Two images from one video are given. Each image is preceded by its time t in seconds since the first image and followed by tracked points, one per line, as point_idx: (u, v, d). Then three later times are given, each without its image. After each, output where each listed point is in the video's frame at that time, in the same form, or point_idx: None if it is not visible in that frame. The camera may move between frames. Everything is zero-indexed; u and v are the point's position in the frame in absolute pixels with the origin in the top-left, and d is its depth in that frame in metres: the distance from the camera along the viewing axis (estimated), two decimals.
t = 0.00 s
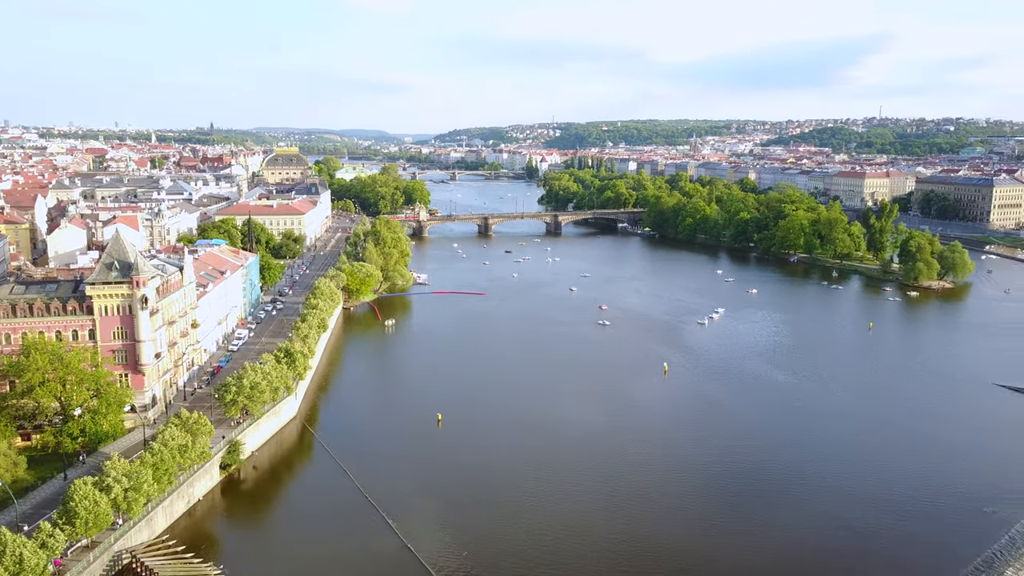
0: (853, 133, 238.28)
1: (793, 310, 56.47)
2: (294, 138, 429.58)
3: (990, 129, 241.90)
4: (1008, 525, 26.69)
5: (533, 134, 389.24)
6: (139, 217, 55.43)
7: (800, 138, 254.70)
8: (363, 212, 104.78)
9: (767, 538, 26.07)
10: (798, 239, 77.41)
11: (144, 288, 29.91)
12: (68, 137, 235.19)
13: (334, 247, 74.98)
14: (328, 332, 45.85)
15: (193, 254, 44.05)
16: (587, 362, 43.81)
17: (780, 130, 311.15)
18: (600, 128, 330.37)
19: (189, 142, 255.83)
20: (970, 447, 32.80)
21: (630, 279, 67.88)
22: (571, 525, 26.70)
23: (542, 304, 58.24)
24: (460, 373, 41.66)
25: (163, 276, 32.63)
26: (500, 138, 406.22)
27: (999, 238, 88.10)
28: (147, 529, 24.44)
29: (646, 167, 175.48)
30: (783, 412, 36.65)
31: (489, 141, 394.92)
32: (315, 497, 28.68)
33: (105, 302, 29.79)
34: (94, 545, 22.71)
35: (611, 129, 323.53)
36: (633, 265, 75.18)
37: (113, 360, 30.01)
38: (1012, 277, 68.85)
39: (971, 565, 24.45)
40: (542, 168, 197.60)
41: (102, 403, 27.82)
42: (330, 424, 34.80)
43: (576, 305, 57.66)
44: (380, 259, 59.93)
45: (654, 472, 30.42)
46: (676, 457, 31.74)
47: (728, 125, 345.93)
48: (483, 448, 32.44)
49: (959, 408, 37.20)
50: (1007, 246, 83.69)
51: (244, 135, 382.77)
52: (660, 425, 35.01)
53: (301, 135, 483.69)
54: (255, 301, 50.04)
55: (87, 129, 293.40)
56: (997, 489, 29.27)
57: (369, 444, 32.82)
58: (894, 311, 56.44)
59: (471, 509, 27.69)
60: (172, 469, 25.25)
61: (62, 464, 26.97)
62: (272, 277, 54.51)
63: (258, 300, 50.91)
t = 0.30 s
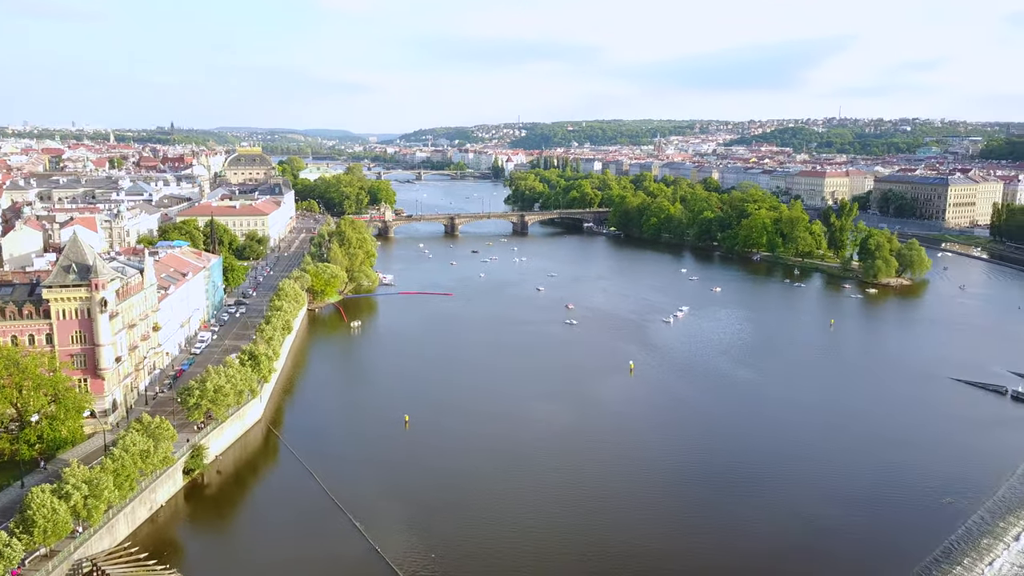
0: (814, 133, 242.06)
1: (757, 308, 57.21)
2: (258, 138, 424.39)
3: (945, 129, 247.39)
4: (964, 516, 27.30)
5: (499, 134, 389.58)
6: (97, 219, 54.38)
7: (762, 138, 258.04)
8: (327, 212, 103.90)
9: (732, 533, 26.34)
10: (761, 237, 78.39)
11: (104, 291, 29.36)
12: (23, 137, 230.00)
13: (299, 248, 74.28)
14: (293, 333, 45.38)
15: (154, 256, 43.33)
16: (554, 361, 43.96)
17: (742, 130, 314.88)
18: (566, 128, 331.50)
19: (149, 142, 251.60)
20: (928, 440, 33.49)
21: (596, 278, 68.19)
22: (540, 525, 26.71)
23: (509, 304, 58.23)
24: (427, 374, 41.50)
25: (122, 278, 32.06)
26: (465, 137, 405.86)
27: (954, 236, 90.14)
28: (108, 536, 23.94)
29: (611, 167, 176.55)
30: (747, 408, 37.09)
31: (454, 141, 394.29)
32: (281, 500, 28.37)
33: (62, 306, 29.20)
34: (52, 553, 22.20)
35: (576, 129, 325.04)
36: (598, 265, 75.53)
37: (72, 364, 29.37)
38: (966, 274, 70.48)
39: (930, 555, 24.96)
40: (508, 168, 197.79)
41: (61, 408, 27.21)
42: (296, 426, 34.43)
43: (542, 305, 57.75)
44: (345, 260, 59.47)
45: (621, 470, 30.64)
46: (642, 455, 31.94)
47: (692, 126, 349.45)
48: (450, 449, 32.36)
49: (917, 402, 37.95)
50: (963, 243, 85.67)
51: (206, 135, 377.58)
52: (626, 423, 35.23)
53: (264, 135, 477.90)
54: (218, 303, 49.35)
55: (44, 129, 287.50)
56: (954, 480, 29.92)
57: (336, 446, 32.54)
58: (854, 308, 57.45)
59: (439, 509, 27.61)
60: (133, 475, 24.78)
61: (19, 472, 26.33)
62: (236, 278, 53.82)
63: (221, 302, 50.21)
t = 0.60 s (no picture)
0: (776, 133, 245.13)
1: (722, 306, 57.79)
2: (221, 138, 418.99)
3: (903, 129, 252.22)
4: (924, 508, 27.80)
5: (465, 134, 389.19)
6: (55, 220, 53.28)
7: (726, 138, 260.79)
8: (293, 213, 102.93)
9: (699, 528, 26.56)
10: (725, 236, 79.26)
11: (63, 294, 28.80)
12: None
13: (263, 249, 73.44)
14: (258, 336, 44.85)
15: (115, 258, 42.57)
16: (521, 361, 43.97)
17: (706, 130, 317.90)
18: (532, 128, 332.08)
19: (108, 142, 247.13)
20: (889, 434, 34.09)
21: (563, 278, 68.39)
22: (510, 524, 26.69)
23: (476, 304, 58.11)
24: (394, 375, 41.26)
25: (83, 280, 31.45)
26: (432, 137, 404.76)
27: (913, 234, 91.99)
28: (70, 544, 23.46)
29: (577, 167, 177.25)
30: (713, 405, 37.44)
31: (421, 141, 392.95)
32: (248, 505, 28.01)
33: (20, 310, 28.59)
34: (12, 563, 21.68)
35: (543, 129, 325.93)
36: (565, 264, 75.74)
37: (30, 370, 28.71)
38: (924, 271, 71.90)
39: (891, 547, 25.37)
40: (475, 168, 197.66)
41: (20, 414, 26.59)
42: (262, 430, 34.01)
43: (510, 305, 57.73)
44: (311, 261, 58.95)
45: (589, 468, 30.73)
46: (610, 453, 32.06)
47: (657, 126, 352.26)
48: (418, 451, 32.19)
49: (879, 398, 38.58)
50: (921, 241, 87.52)
51: (167, 134, 371.75)
52: (595, 421, 35.33)
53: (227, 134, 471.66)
54: (181, 306, 48.60)
55: None
56: (914, 473, 30.47)
57: (303, 449, 32.22)
58: (816, 305, 58.30)
59: (408, 511, 27.46)
60: (96, 481, 24.30)
61: None
62: (199, 280, 53.07)
63: (184, 304, 49.43)
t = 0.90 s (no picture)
0: (740, 133, 247.75)
1: (688, 304, 58.29)
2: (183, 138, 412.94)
3: (863, 129, 256.58)
4: (886, 501, 28.30)
5: (431, 134, 388.02)
6: (13, 223, 52.13)
7: (691, 138, 263.03)
8: (258, 213, 101.79)
9: (668, 525, 26.77)
10: (691, 235, 79.96)
11: (20, 298, 28.18)
12: None
13: (228, 250, 72.48)
14: (223, 338, 44.28)
15: (74, 261, 41.74)
16: (490, 361, 43.97)
17: (672, 130, 320.90)
18: (499, 128, 332.00)
19: (67, 142, 242.21)
20: (851, 429, 34.67)
21: (531, 277, 68.53)
22: (478, 525, 26.68)
23: (444, 304, 57.99)
24: (362, 376, 40.98)
25: (40, 284, 30.79)
26: (398, 137, 402.95)
27: (873, 232, 93.64)
28: (29, 553, 22.94)
29: (544, 167, 177.64)
30: (681, 402, 37.75)
31: (387, 141, 390.81)
32: (214, 509, 27.64)
33: None
34: None
35: (509, 129, 326.15)
36: (533, 264, 75.85)
37: None
38: (885, 268, 73.28)
39: (855, 540, 25.78)
40: (442, 168, 197.19)
41: None
42: (228, 433, 33.56)
43: (478, 305, 57.69)
44: (277, 262, 58.33)
45: (558, 467, 30.81)
46: (579, 451, 32.18)
47: (623, 125, 354.51)
48: (387, 452, 31.99)
49: (842, 394, 39.19)
50: (881, 239, 89.13)
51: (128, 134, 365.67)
52: (563, 420, 35.45)
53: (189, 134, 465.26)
54: (143, 309, 47.77)
55: None
56: (877, 467, 31.01)
57: (270, 452, 31.84)
58: (781, 303, 59.07)
59: (377, 512, 27.29)
60: (56, 488, 23.78)
61: None
62: (162, 282, 52.24)
63: (147, 307, 48.61)
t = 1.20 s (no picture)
0: (705, 133, 250.31)
1: (655, 303, 58.70)
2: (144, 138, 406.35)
3: (825, 129, 260.74)
4: (849, 495, 28.75)
5: (398, 134, 386.41)
6: None
7: (657, 138, 264.81)
8: (222, 214, 100.57)
9: (637, 522, 26.95)
10: (657, 235, 80.63)
11: None
12: None
13: (192, 252, 71.50)
14: (188, 341, 43.66)
15: (33, 264, 40.87)
16: (458, 361, 43.93)
17: (638, 130, 323.16)
18: (466, 128, 331.58)
19: (24, 142, 237.03)
20: (815, 425, 35.21)
21: (499, 277, 68.57)
22: (448, 525, 26.64)
23: (412, 304, 57.81)
24: (329, 378, 40.69)
25: None
26: (364, 136, 400.77)
27: (835, 230, 95.15)
28: None
29: (511, 167, 177.82)
30: (649, 400, 38.07)
31: (353, 141, 388.34)
32: (180, 515, 27.27)
33: None
34: None
35: (476, 129, 325.96)
36: (501, 263, 75.91)
37: None
38: (847, 266, 74.57)
39: (819, 533, 26.17)
40: (409, 168, 196.50)
41: None
42: (193, 437, 33.14)
43: (446, 305, 57.58)
44: (242, 263, 57.68)
45: (527, 466, 30.88)
46: (548, 451, 32.29)
47: (590, 126, 356.15)
48: (355, 454, 31.75)
49: (807, 389, 39.81)
50: (842, 237, 90.61)
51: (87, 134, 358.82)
52: (532, 419, 35.54)
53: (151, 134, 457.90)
54: (105, 312, 46.93)
55: None
56: (841, 462, 31.50)
57: (236, 456, 31.50)
58: (746, 301, 59.80)
59: (346, 515, 27.11)
60: (16, 496, 23.28)
61: None
62: (124, 285, 51.37)
63: (109, 310, 47.76)
